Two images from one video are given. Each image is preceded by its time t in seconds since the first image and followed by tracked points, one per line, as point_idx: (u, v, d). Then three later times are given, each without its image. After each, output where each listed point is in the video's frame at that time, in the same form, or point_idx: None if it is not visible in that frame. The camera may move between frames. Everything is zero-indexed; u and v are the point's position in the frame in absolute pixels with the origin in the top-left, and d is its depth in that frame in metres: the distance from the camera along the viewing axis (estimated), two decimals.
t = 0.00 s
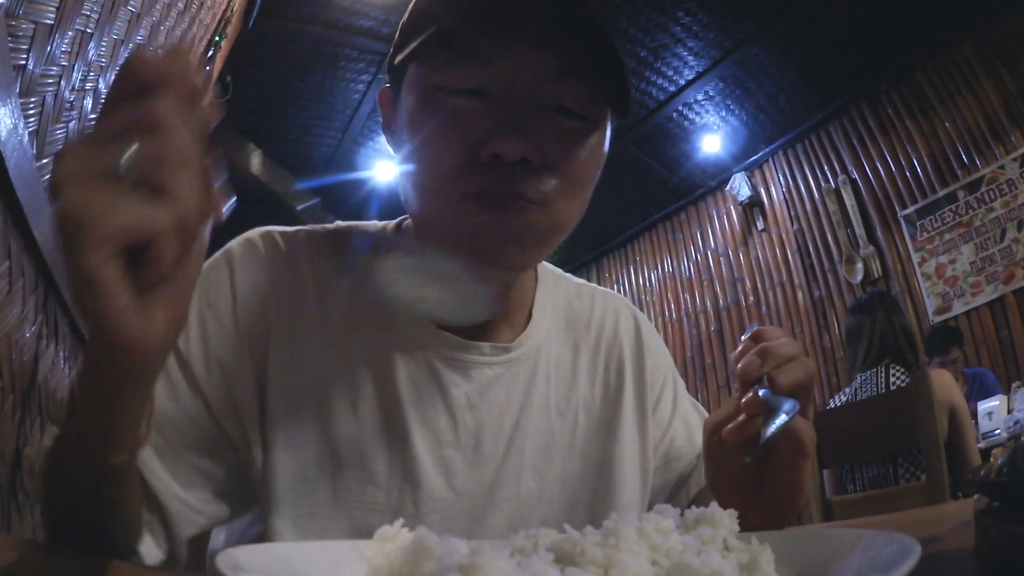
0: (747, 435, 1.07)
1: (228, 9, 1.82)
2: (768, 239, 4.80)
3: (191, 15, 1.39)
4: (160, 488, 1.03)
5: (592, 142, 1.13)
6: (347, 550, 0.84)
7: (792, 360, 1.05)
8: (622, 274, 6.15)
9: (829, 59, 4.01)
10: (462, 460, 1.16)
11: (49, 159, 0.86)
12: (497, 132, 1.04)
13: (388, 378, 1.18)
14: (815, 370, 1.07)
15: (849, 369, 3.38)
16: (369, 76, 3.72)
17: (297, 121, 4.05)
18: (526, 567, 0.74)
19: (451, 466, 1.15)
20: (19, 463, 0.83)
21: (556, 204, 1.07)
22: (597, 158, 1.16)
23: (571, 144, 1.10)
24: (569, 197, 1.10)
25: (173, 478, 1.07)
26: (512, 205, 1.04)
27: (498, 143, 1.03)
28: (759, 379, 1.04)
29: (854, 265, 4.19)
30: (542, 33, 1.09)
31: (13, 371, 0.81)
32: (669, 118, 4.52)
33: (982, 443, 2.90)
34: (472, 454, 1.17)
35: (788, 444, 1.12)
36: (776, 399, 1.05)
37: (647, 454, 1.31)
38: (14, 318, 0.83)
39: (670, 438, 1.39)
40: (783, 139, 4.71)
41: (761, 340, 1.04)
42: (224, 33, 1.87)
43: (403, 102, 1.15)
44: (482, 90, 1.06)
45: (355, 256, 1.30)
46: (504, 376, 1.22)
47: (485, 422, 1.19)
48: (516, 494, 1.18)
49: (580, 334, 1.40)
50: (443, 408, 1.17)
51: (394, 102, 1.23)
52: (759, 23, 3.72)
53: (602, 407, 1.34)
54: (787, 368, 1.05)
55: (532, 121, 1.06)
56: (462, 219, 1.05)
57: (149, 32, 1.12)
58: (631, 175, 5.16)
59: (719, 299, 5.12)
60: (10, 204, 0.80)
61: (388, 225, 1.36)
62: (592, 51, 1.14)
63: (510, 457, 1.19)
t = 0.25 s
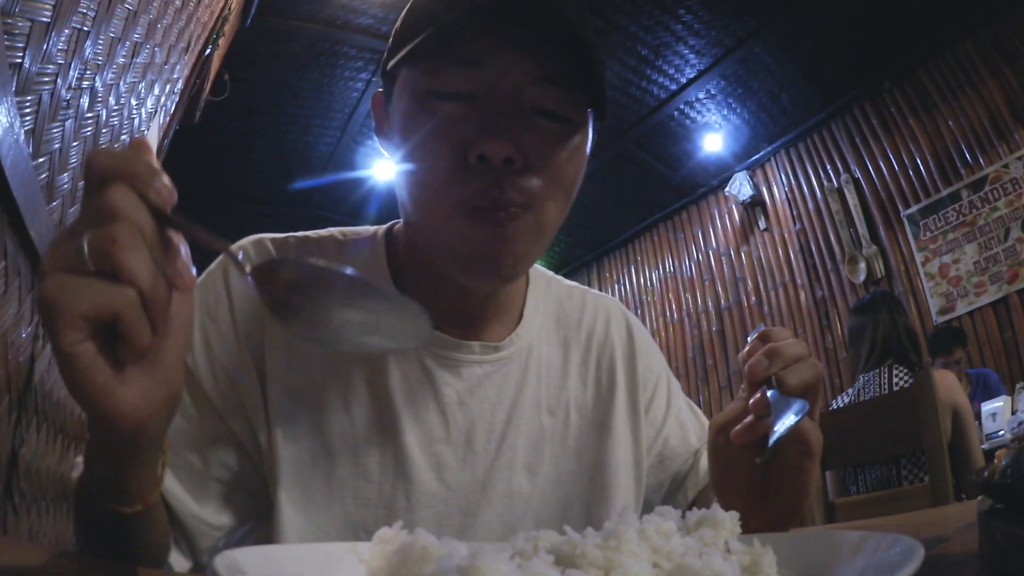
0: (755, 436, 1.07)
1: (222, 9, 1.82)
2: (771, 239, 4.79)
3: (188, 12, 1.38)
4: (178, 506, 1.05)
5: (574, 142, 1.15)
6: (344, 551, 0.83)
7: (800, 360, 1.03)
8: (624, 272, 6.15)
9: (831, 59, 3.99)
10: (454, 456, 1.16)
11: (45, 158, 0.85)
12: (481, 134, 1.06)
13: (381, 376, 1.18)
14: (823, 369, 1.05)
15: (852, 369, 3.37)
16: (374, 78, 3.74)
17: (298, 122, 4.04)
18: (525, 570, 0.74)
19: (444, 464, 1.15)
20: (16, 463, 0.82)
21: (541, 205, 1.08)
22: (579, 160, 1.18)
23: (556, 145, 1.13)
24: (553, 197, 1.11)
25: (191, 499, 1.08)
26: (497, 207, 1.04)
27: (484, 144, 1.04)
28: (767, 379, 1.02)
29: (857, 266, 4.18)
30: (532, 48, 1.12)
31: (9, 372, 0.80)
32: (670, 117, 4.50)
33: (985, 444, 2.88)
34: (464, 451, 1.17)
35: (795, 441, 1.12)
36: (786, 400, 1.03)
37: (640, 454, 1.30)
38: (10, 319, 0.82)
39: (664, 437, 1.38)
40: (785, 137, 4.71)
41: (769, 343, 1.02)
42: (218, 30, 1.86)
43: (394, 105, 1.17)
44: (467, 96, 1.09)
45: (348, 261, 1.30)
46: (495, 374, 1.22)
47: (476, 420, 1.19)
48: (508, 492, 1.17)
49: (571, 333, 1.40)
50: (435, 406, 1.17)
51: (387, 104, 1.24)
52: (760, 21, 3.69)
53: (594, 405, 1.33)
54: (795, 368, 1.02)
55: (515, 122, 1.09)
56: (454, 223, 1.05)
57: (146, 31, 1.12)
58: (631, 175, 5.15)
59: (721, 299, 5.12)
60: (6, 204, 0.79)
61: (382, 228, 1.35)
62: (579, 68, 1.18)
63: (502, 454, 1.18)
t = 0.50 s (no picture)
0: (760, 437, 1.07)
1: (220, 9, 1.82)
2: (772, 239, 4.79)
3: (186, 11, 1.38)
4: (183, 507, 1.05)
5: (562, 150, 1.16)
6: (342, 552, 0.83)
7: (802, 361, 1.02)
8: (625, 272, 6.15)
9: (831, 58, 3.98)
10: (446, 453, 1.16)
11: (44, 158, 0.85)
12: (474, 140, 1.06)
13: (376, 371, 1.18)
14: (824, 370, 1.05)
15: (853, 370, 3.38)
16: (366, 72, 3.71)
17: (298, 121, 4.04)
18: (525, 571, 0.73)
19: (437, 462, 1.14)
20: (12, 464, 0.82)
21: (527, 212, 1.10)
22: (567, 166, 1.19)
23: (545, 152, 1.13)
24: (540, 203, 1.13)
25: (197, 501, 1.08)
26: (482, 212, 1.05)
27: (477, 150, 1.04)
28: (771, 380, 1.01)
29: (859, 265, 4.17)
30: (529, 55, 1.12)
31: (5, 372, 0.80)
32: (671, 116, 4.49)
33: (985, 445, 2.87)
34: (456, 449, 1.17)
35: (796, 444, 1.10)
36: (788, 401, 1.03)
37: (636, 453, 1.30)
38: (6, 319, 0.81)
39: (660, 436, 1.37)
40: (786, 137, 4.70)
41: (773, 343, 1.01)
42: (216, 29, 1.86)
43: (389, 107, 1.17)
44: (464, 101, 1.09)
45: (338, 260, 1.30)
46: (488, 373, 1.22)
47: (470, 419, 1.19)
48: (500, 490, 1.16)
49: (564, 334, 1.39)
50: (427, 403, 1.17)
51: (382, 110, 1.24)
52: (761, 19, 3.69)
53: (588, 405, 1.33)
54: (796, 368, 1.02)
55: (506, 130, 1.09)
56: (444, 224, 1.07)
57: (144, 30, 1.11)
58: (631, 176, 5.16)
59: (721, 299, 5.12)
60: (4, 204, 0.78)
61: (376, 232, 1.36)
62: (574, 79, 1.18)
63: (495, 452, 1.18)
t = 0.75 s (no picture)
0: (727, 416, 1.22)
1: (266, 43, 1.96)
2: (732, 249, 4.94)
3: (235, 50, 1.53)
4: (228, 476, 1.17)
5: (546, 172, 1.30)
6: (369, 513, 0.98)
7: (763, 352, 1.17)
8: (608, 275, 6.29)
9: (797, 91, 4.13)
10: (451, 426, 1.31)
11: (112, 177, 0.99)
12: (466, 169, 1.21)
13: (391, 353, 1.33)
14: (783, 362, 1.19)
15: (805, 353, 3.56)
16: (388, 106, 3.91)
17: (299, 147, 4.18)
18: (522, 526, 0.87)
19: (444, 434, 1.29)
20: (88, 435, 0.96)
21: (511, 229, 1.25)
22: (551, 184, 1.34)
23: (531, 179, 1.27)
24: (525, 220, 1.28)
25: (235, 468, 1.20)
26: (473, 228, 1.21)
27: (470, 179, 1.19)
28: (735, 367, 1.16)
29: (807, 269, 4.33)
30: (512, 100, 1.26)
31: (80, 359, 0.94)
32: (647, 142, 4.65)
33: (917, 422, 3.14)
34: (460, 422, 1.32)
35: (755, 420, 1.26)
36: (748, 385, 1.18)
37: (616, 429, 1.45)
38: (83, 314, 0.96)
39: (635, 414, 1.53)
40: (745, 159, 4.84)
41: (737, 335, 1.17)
42: (260, 66, 2.01)
43: (402, 138, 1.32)
44: (461, 135, 1.24)
45: (363, 267, 1.46)
46: (489, 359, 1.37)
47: (472, 397, 1.34)
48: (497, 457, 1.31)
49: (555, 325, 1.54)
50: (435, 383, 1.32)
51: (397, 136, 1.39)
52: (726, 60, 3.84)
53: (575, 389, 1.48)
54: (758, 358, 1.16)
55: (494, 159, 1.24)
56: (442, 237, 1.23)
57: (199, 67, 1.26)
58: (615, 192, 5.30)
59: (690, 297, 5.28)
60: (78, 215, 0.91)
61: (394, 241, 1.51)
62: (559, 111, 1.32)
63: (493, 425, 1.33)
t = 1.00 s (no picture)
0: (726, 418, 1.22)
1: (267, 45, 1.96)
2: (733, 248, 4.94)
3: (236, 50, 1.52)
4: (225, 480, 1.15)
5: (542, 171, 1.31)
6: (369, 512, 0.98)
7: (764, 352, 1.17)
8: (608, 275, 6.30)
9: (799, 91, 4.12)
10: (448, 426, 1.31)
11: (113, 177, 1.00)
12: (465, 167, 1.21)
13: (389, 352, 1.34)
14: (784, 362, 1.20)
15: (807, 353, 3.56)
16: (389, 107, 3.91)
17: (299, 147, 4.18)
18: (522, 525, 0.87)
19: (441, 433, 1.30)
20: (88, 435, 0.96)
21: (509, 227, 1.25)
22: (547, 183, 1.34)
23: (527, 176, 1.27)
24: (523, 218, 1.27)
25: (230, 465, 1.17)
26: (470, 225, 1.20)
27: (466, 176, 1.19)
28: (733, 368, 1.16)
29: (807, 268, 4.33)
30: (512, 97, 1.26)
31: (81, 359, 0.94)
32: (647, 142, 4.64)
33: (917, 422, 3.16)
34: (457, 421, 1.32)
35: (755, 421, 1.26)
36: (749, 386, 1.18)
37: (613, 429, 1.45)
38: (83, 314, 0.96)
39: (634, 414, 1.53)
40: (746, 159, 4.83)
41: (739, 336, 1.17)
42: (261, 68, 2.01)
43: (399, 138, 1.32)
44: (458, 134, 1.24)
45: (362, 267, 1.46)
46: (486, 358, 1.37)
47: (469, 395, 1.34)
48: (494, 456, 1.31)
49: (552, 324, 1.55)
50: (433, 383, 1.33)
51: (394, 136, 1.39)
52: (725, 61, 3.84)
53: (572, 388, 1.48)
54: (758, 359, 1.17)
55: (491, 157, 1.24)
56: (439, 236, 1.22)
57: (199, 67, 1.26)
58: (616, 191, 5.30)
59: (691, 297, 5.28)
60: (79, 215, 0.91)
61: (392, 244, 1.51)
62: (556, 111, 1.32)
63: (490, 423, 1.33)
